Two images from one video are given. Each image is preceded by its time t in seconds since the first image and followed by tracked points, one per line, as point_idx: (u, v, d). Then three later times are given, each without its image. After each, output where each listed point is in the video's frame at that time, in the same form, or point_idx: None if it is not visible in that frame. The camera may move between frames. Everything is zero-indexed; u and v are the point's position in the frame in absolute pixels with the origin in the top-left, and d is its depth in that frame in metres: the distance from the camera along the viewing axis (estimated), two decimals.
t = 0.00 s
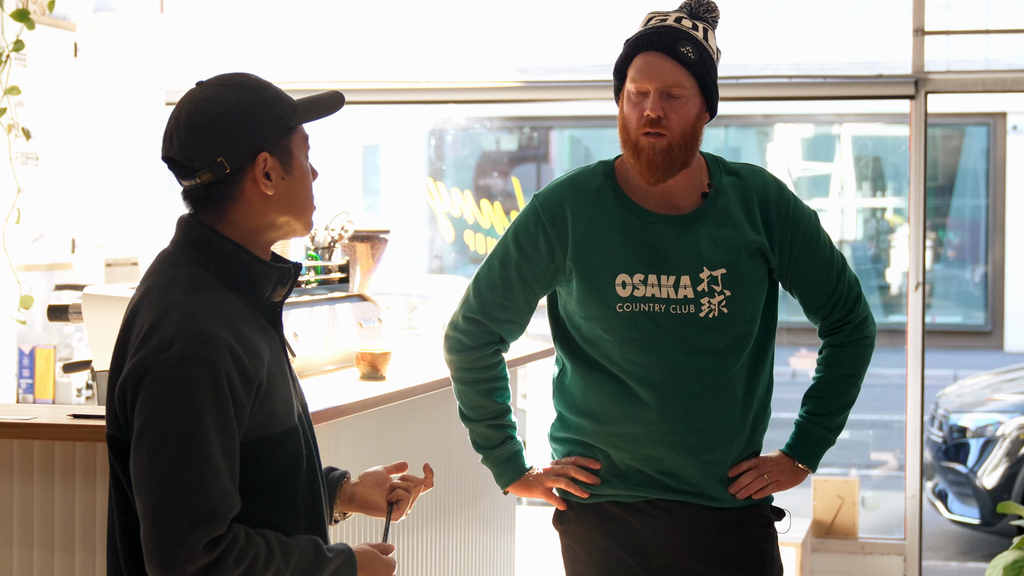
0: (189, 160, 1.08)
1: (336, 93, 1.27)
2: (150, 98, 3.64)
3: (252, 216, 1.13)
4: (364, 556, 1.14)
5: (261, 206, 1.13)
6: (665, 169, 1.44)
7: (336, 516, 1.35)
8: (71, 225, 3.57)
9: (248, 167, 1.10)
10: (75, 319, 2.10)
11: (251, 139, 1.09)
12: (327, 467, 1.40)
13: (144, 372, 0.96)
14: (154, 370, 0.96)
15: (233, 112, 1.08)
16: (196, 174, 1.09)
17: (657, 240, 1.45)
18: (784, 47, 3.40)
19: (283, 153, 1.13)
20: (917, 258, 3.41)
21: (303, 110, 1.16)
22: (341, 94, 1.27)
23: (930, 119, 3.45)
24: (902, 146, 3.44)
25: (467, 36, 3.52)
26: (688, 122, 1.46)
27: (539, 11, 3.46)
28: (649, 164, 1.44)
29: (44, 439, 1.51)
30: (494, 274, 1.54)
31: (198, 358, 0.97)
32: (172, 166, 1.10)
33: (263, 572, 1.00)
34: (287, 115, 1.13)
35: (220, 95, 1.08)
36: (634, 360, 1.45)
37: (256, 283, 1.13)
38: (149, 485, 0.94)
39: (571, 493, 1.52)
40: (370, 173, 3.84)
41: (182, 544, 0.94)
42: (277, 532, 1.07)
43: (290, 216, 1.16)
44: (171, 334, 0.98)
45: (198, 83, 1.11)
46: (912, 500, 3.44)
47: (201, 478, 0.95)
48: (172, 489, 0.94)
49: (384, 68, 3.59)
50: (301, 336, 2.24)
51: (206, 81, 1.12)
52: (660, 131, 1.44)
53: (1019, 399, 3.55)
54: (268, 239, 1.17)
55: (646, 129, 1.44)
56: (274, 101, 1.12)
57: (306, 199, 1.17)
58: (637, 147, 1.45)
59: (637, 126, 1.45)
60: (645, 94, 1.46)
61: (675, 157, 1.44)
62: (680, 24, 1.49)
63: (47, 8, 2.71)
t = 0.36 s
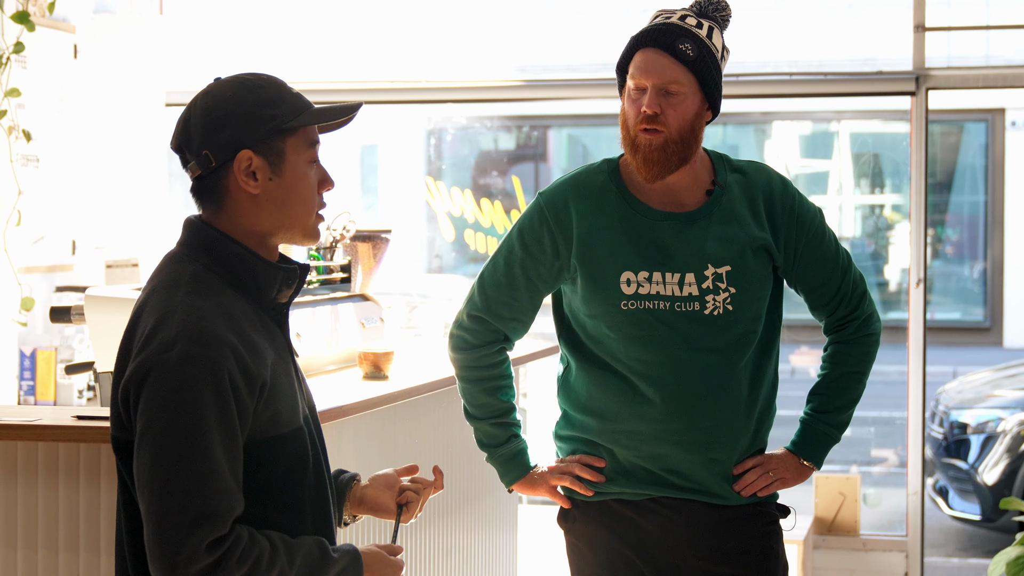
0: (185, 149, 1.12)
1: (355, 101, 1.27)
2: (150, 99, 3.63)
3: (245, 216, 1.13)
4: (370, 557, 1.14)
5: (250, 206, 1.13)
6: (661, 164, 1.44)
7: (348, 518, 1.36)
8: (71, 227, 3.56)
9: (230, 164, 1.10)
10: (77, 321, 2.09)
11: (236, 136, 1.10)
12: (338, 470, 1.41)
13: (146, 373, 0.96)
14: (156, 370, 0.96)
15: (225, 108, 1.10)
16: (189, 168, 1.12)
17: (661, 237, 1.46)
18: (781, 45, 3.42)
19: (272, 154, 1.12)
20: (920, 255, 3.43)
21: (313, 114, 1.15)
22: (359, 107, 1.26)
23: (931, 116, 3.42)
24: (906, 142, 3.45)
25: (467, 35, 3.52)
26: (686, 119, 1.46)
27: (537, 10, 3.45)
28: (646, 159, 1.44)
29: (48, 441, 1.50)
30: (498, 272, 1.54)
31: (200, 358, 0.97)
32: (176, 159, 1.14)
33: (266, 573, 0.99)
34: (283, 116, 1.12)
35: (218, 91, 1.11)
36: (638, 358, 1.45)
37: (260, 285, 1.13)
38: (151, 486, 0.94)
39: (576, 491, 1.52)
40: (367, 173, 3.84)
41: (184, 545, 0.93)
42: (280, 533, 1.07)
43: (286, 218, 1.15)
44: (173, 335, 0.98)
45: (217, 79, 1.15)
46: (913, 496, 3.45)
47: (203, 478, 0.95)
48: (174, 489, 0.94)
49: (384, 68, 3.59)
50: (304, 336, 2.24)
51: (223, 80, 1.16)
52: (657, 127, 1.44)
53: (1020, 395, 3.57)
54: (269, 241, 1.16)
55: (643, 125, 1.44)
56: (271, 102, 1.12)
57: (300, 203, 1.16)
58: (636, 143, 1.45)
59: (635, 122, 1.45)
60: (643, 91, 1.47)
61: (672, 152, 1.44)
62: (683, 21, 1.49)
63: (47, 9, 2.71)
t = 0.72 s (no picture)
0: (190, 149, 1.13)
1: (365, 110, 1.27)
2: (148, 99, 3.63)
3: (242, 221, 1.13)
4: (367, 560, 1.12)
5: (247, 211, 1.13)
6: (664, 164, 1.44)
7: (358, 523, 1.38)
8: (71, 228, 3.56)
9: (227, 169, 1.10)
10: (79, 321, 2.09)
11: (234, 142, 1.10)
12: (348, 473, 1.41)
13: (135, 373, 0.96)
14: (144, 370, 0.96)
15: (227, 112, 1.10)
16: (191, 168, 1.13)
17: (662, 236, 1.46)
18: (779, 42, 3.42)
19: (270, 162, 1.12)
20: (918, 251, 3.46)
21: (316, 122, 1.15)
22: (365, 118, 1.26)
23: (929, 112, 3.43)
24: (904, 139, 3.46)
25: (465, 34, 3.52)
26: (688, 119, 1.46)
27: (535, 8, 3.46)
28: (649, 158, 1.45)
29: (51, 441, 1.50)
30: (501, 271, 1.54)
31: (186, 358, 0.97)
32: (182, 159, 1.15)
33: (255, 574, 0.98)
34: (283, 125, 1.12)
35: (222, 93, 1.11)
36: (640, 355, 1.46)
37: (257, 286, 1.13)
38: (138, 485, 0.94)
39: (579, 489, 1.52)
40: (364, 172, 3.83)
41: (169, 544, 0.93)
42: (273, 534, 1.06)
43: (282, 226, 1.15)
44: (161, 336, 0.98)
45: (229, 79, 1.15)
46: (913, 493, 3.49)
47: (188, 477, 0.94)
48: (159, 489, 0.94)
49: (382, 68, 3.59)
50: (305, 336, 2.25)
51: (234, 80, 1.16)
52: (659, 127, 1.44)
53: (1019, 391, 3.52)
54: (268, 246, 1.17)
55: (645, 125, 1.45)
56: (272, 109, 1.12)
57: (298, 212, 1.15)
58: (637, 142, 1.46)
59: (637, 121, 1.46)
60: (645, 89, 1.47)
61: (674, 152, 1.45)
62: (685, 20, 1.49)
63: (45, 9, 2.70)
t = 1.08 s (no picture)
0: (191, 146, 1.13)
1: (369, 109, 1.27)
2: (146, 98, 3.62)
3: (242, 218, 1.13)
4: (365, 558, 1.12)
5: (247, 209, 1.13)
6: (666, 161, 1.44)
7: (366, 520, 1.38)
8: (70, 228, 3.56)
9: (228, 166, 1.10)
10: (78, 321, 2.09)
11: (234, 139, 1.09)
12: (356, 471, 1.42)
13: (129, 371, 0.96)
14: (138, 369, 0.96)
15: (227, 111, 1.10)
16: (193, 165, 1.13)
17: (663, 231, 1.46)
18: (777, 38, 3.41)
19: (270, 159, 1.11)
20: (915, 246, 3.43)
21: (317, 121, 1.14)
22: (364, 116, 1.25)
23: (927, 107, 3.43)
24: (901, 134, 3.45)
25: (462, 31, 3.51)
26: (690, 116, 1.47)
27: (530, 6, 3.46)
28: (651, 155, 1.45)
29: (51, 441, 1.50)
30: (502, 267, 1.54)
31: (179, 356, 0.97)
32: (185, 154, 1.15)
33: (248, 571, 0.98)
34: (283, 123, 1.12)
35: (223, 91, 1.11)
36: (640, 351, 1.46)
37: (255, 284, 1.13)
38: (131, 483, 0.94)
39: (580, 485, 1.53)
40: (362, 172, 3.83)
41: (161, 542, 0.93)
42: (270, 532, 1.06)
43: (283, 225, 1.15)
44: (155, 334, 0.98)
45: (233, 77, 1.15)
46: (912, 489, 3.44)
47: (180, 475, 0.94)
48: (151, 486, 0.94)
49: (380, 65, 3.58)
50: (304, 334, 2.24)
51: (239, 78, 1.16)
52: (660, 123, 1.45)
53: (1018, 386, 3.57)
54: (268, 244, 1.17)
55: (646, 121, 1.45)
56: (274, 107, 1.11)
57: (298, 210, 1.15)
58: (639, 139, 1.46)
59: (639, 118, 1.46)
60: (647, 86, 1.47)
61: (677, 149, 1.45)
62: (686, 16, 1.49)
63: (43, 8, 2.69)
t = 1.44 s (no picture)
0: (187, 153, 1.13)
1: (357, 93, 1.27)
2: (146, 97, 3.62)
3: (246, 215, 1.13)
4: (373, 556, 1.12)
5: (249, 205, 1.13)
6: (669, 158, 1.44)
7: (370, 519, 1.38)
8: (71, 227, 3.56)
9: (227, 165, 1.10)
10: (80, 320, 2.09)
11: (229, 137, 1.09)
12: (359, 470, 1.41)
13: (137, 369, 0.96)
14: (146, 367, 0.96)
15: (219, 110, 1.09)
16: (191, 170, 1.13)
17: (667, 227, 1.46)
18: (778, 35, 3.41)
19: (267, 152, 1.11)
20: (918, 243, 3.45)
21: (306, 108, 1.14)
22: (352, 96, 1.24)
23: (929, 104, 3.43)
24: (903, 131, 3.47)
25: (461, 30, 3.49)
26: (693, 113, 1.46)
27: (530, 5, 3.41)
28: (654, 153, 1.44)
29: (53, 440, 1.50)
30: (505, 264, 1.54)
31: (187, 354, 0.97)
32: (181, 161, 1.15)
33: (256, 570, 0.97)
34: (275, 114, 1.11)
35: (211, 93, 1.11)
36: (645, 348, 1.46)
37: (261, 282, 1.13)
38: (141, 481, 0.94)
39: (584, 483, 1.52)
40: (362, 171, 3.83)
41: (170, 540, 0.93)
42: (278, 530, 1.06)
43: (287, 216, 1.15)
44: (163, 332, 0.98)
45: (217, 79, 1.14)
46: (914, 485, 3.49)
47: (188, 473, 0.94)
48: (160, 484, 0.93)
49: (381, 63, 3.58)
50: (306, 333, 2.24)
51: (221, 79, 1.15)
52: (664, 121, 1.44)
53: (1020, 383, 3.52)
54: (275, 238, 1.17)
55: (650, 119, 1.45)
56: (264, 100, 1.11)
57: (301, 199, 1.15)
58: (643, 137, 1.45)
59: (642, 116, 1.46)
60: (650, 84, 1.47)
61: (680, 147, 1.45)
62: (690, 13, 1.49)
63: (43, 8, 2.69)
